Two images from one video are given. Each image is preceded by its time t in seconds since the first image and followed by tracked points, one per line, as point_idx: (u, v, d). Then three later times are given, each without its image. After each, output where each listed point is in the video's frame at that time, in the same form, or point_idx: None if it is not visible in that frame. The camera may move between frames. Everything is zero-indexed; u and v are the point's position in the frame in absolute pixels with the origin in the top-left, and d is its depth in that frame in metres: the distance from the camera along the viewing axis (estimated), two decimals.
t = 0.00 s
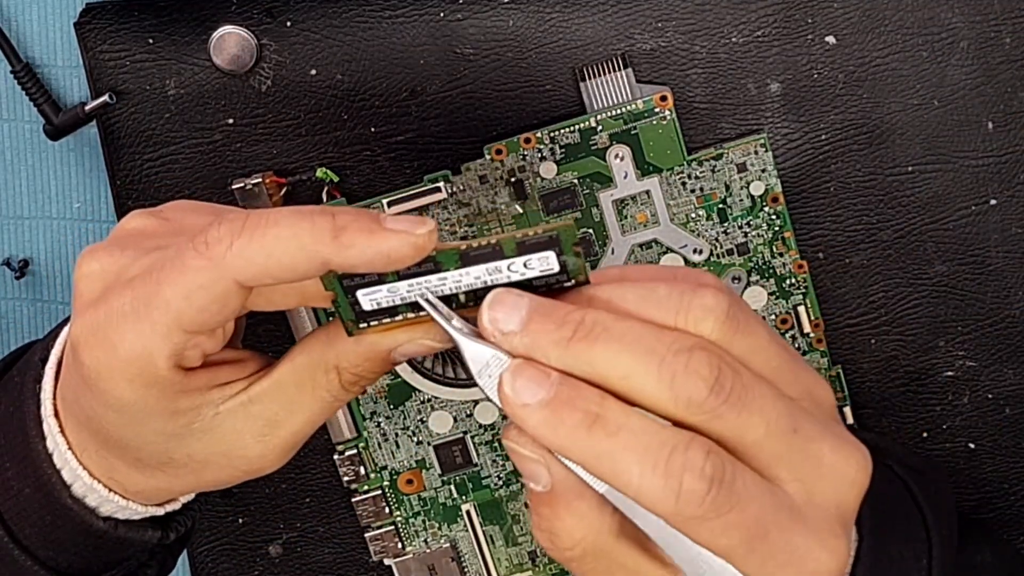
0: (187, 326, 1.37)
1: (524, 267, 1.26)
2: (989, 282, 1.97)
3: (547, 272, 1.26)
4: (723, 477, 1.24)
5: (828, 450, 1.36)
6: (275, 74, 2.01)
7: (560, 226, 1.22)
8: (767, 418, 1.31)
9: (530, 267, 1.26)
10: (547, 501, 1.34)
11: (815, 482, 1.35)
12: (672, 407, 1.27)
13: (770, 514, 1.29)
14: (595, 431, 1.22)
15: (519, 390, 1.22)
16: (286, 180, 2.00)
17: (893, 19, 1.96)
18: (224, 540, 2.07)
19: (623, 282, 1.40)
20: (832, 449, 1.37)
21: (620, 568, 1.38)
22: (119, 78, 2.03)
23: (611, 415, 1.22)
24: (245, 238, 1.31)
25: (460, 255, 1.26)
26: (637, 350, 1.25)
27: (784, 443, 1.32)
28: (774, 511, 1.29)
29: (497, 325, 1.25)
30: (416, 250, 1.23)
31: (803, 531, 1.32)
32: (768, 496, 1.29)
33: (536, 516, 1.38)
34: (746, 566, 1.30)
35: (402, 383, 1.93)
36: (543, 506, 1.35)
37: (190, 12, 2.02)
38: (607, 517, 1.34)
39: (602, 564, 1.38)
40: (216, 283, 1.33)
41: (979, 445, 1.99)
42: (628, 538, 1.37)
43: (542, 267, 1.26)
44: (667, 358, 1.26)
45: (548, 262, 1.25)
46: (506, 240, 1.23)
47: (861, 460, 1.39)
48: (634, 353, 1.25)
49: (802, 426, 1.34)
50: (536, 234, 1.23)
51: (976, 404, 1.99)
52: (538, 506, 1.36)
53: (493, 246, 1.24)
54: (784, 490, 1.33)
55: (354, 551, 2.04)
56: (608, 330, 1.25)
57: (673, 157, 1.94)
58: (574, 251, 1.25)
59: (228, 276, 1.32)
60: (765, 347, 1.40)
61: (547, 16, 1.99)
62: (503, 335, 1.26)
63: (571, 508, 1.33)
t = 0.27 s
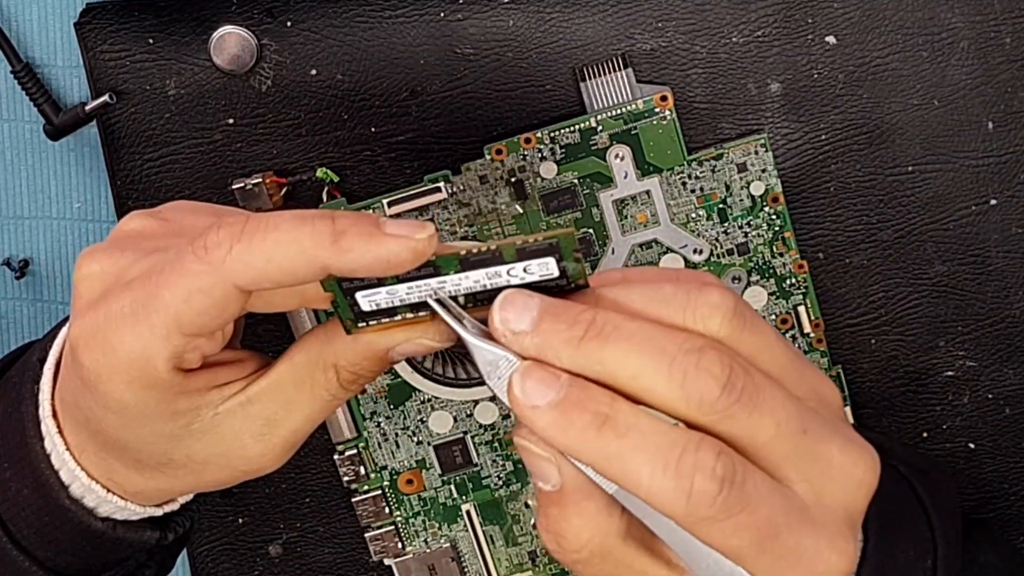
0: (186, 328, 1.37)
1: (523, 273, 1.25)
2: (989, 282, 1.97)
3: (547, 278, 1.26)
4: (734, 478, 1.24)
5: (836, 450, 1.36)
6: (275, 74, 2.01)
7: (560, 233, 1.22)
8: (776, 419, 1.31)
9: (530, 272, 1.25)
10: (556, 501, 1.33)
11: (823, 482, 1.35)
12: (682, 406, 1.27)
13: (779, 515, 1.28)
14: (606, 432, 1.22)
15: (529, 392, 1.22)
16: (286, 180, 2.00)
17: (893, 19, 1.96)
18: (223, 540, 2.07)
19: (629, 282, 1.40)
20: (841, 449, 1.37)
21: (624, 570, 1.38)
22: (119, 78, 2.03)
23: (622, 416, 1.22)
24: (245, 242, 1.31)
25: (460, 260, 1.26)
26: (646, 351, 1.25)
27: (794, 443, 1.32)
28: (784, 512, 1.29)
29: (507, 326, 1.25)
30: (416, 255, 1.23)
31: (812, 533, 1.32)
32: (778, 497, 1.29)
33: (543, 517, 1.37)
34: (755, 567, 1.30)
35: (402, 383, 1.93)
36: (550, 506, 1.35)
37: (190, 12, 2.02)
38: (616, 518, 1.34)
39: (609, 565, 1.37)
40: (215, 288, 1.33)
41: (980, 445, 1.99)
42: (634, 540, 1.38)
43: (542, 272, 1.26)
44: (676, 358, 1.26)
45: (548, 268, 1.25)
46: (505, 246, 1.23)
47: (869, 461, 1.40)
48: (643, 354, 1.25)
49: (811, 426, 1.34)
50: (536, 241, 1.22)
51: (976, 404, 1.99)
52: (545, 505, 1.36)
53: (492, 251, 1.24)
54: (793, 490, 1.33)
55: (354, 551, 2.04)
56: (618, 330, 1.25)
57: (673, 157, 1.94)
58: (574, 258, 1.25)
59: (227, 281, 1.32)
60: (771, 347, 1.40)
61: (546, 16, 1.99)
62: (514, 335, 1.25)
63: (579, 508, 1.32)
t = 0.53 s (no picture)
0: (186, 329, 1.37)
1: (524, 272, 1.25)
2: (989, 282, 1.97)
3: (547, 277, 1.26)
4: (734, 476, 1.24)
5: (837, 448, 1.36)
6: (275, 74, 2.01)
7: (561, 233, 1.21)
8: (776, 417, 1.31)
9: (530, 271, 1.25)
10: (556, 501, 1.33)
11: (824, 481, 1.35)
12: (681, 405, 1.27)
13: (780, 513, 1.28)
14: (605, 431, 1.22)
15: (528, 391, 1.22)
16: (286, 180, 1.99)
17: (893, 19, 1.96)
18: (223, 540, 2.07)
19: (628, 281, 1.40)
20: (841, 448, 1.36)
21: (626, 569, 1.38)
22: (119, 78, 2.03)
23: (621, 415, 1.22)
24: (245, 243, 1.31)
25: (460, 260, 1.26)
26: (645, 350, 1.25)
27: (793, 442, 1.32)
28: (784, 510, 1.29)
29: (505, 326, 1.25)
30: (416, 255, 1.23)
31: (813, 530, 1.32)
32: (779, 495, 1.29)
33: (543, 516, 1.37)
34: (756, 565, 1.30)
35: (402, 383, 1.93)
36: (550, 505, 1.35)
37: (191, 12, 2.02)
38: (616, 516, 1.34)
39: (609, 565, 1.37)
40: (216, 288, 1.33)
41: (980, 445, 2.00)
42: (635, 538, 1.38)
43: (542, 272, 1.25)
44: (675, 357, 1.26)
45: (548, 267, 1.25)
46: (506, 246, 1.23)
47: (870, 459, 1.39)
48: (642, 353, 1.25)
49: (811, 425, 1.34)
50: (536, 241, 1.22)
51: (976, 404, 1.99)
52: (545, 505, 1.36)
53: (493, 251, 1.23)
54: (794, 489, 1.33)
55: (354, 551, 2.04)
56: (616, 329, 1.25)
57: (673, 157, 1.94)
58: (574, 257, 1.25)
59: (227, 281, 1.32)
60: (771, 346, 1.40)
61: (547, 16, 1.99)
62: (512, 335, 1.26)
63: (579, 507, 1.32)
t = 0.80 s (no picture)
0: (185, 330, 1.37)
1: (523, 273, 1.26)
2: (989, 282, 1.97)
3: (547, 277, 1.27)
4: (733, 475, 1.24)
5: (836, 447, 1.36)
6: (275, 74, 2.01)
7: (561, 233, 1.22)
8: (774, 416, 1.31)
9: (530, 271, 1.26)
10: (555, 501, 1.33)
11: (823, 479, 1.35)
12: (680, 405, 1.27)
13: (779, 512, 1.28)
14: (604, 430, 1.22)
15: (526, 390, 1.22)
16: (286, 180, 1.99)
17: (894, 19, 1.96)
18: (223, 540, 2.07)
19: (627, 281, 1.40)
20: (840, 447, 1.36)
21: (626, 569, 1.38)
22: (119, 78, 2.03)
23: (620, 414, 1.22)
24: (245, 243, 1.31)
25: (459, 261, 1.26)
26: (644, 350, 1.25)
27: (793, 441, 1.32)
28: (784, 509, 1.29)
29: (503, 327, 1.25)
30: (416, 257, 1.23)
31: (814, 529, 1.32)
32: (778, 494, 1.29)
33: (543, 516, 1.37)
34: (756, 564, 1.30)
35: (402, 383, 1.93)
36: (550, 506, 1.35)
37: (191, 12, 2.02)
38: (616, 516, 1.34)
39: (609, 564, 1.37)
40: (215, 289, 1.33)
41: (979, 445, 2.00)
42: (635, 538, 1.38)
43: (542, 271, 1.26)
44: (674, 357, 1.26)
45: (548, 267, 1.25)
46: (505, 246, 1.23)
47: (869, 458, 1.39)
48: (641, 353, 1.25)
49: (810, 424, 1.34)
50: (536, 241, 1.22)
51: (976, 404, 1.99)
52: (544, 505, 1.36)
53: (492, 251, 1.24)
54: (793, 488, 1.33)
55: (354, 551, 2.04)
56: (615, 329, 1.25)
57: (673, 157, 1.94)
58: (574, 256, 1.25)
59: (227, 282, 1.32)
60: (770, 346, 1.40)
61: (546, 16, 1.99)
62: (510, 336, 1.26)
63: (578, 507, 1.32)
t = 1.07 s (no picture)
0: (185, 327, 1.37)
1: (524, 268, 1.25)
2: (989, 282, 1.97)
3: (548, 272, 1.26)
4: (734, 467, 1.24)
5: (838, 440, 1.36)
6: (275, 74, 2.01)
7: (561, 228, 1.21)
8: (776, 410, 1.30)
9: (531, 266, 1.25)
10: (557, 495, 1.34)
11: (826, 473, 1.35)
12: (681, 399, 1.27)
13: (781, 504, 1.28)
14: (605, 422, 1.22)
15: (528, 383, 1.23)
16: (287, 180, 1.99)
17: (893, 19, 1.96)
18: (223, 539, 2.07)
19: (627, 276, 1.40)
20: (842, 440, 1.36)
21: (628, 565, 1.38)
22: (119, 78, 2.03)
23: (621, 406, 1.23)
24: (245, 240, 1.31)
25: (460, 256, 1.25)
26: (645, 343, 1.25)
27: (795, 435, 1.32)
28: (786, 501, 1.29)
29: (505, 321, 1.25)
30: (417, 252, 1.23)
31: (816, 521, 1.32)
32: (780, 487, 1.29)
33: (545, 511, 1.37)
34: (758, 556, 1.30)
35: (402, 382, 1.93)
36: (552, 500, 1.35)
37: (191, 12, 2.02)
38: (617, 510, 1.34)
39: (611, 559, 1.37)
40: (216, 285, 1.33)
41: (980, 445, 1.99)
42: (637, 533, 1.38)
43: (542, 267, 1.25)
44: (675, 351, 1.26)
45: (549, 262, 1.25)
46: (506, 241, 1.23)
47: (870, 450, 1.39)
48: (642, 347, 1.25)
49: (812, 417, 1.34)
50: (536, 236, 1.22)
51: (976, 404, 1.99)
52: (546, 498, 1.36)
53: (493, 246, 1.23)
54: (795, 481, 1.33)
55: (354, 551, 2.04)
56: (616, 323, 1.25)
57: (673, 157, 1.94)
58: (574, 251, 1.24)
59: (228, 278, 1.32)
60: (771, 340, 1.40)
61: (546, 16, 1.99)
62: (512, 330, 1.26)
63: (580, 501, 1.32)
